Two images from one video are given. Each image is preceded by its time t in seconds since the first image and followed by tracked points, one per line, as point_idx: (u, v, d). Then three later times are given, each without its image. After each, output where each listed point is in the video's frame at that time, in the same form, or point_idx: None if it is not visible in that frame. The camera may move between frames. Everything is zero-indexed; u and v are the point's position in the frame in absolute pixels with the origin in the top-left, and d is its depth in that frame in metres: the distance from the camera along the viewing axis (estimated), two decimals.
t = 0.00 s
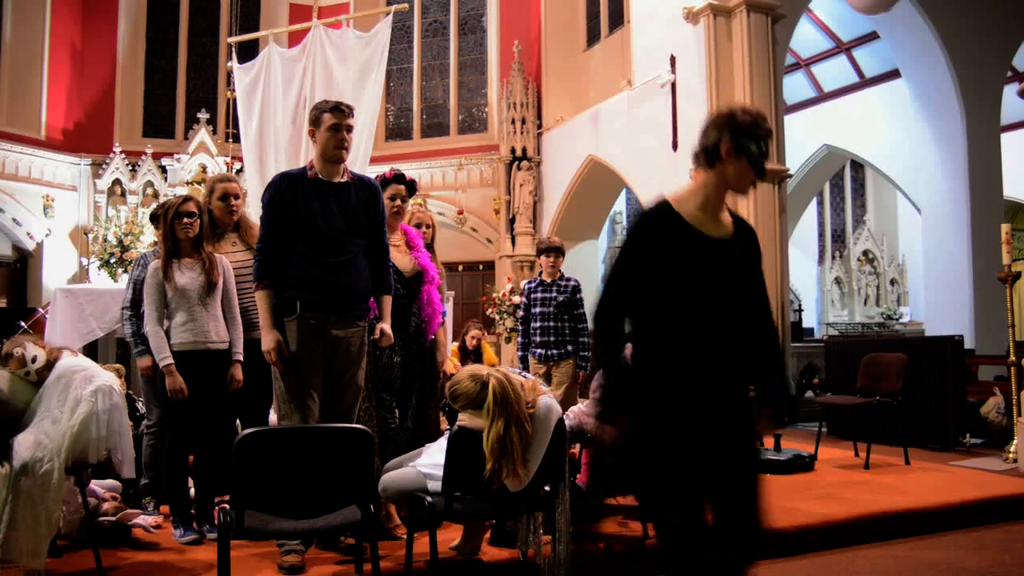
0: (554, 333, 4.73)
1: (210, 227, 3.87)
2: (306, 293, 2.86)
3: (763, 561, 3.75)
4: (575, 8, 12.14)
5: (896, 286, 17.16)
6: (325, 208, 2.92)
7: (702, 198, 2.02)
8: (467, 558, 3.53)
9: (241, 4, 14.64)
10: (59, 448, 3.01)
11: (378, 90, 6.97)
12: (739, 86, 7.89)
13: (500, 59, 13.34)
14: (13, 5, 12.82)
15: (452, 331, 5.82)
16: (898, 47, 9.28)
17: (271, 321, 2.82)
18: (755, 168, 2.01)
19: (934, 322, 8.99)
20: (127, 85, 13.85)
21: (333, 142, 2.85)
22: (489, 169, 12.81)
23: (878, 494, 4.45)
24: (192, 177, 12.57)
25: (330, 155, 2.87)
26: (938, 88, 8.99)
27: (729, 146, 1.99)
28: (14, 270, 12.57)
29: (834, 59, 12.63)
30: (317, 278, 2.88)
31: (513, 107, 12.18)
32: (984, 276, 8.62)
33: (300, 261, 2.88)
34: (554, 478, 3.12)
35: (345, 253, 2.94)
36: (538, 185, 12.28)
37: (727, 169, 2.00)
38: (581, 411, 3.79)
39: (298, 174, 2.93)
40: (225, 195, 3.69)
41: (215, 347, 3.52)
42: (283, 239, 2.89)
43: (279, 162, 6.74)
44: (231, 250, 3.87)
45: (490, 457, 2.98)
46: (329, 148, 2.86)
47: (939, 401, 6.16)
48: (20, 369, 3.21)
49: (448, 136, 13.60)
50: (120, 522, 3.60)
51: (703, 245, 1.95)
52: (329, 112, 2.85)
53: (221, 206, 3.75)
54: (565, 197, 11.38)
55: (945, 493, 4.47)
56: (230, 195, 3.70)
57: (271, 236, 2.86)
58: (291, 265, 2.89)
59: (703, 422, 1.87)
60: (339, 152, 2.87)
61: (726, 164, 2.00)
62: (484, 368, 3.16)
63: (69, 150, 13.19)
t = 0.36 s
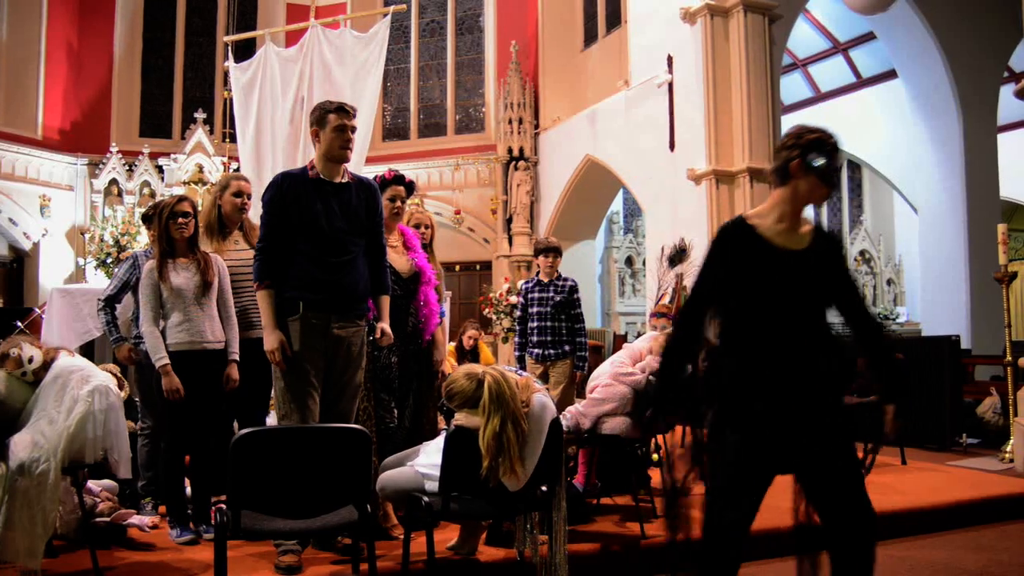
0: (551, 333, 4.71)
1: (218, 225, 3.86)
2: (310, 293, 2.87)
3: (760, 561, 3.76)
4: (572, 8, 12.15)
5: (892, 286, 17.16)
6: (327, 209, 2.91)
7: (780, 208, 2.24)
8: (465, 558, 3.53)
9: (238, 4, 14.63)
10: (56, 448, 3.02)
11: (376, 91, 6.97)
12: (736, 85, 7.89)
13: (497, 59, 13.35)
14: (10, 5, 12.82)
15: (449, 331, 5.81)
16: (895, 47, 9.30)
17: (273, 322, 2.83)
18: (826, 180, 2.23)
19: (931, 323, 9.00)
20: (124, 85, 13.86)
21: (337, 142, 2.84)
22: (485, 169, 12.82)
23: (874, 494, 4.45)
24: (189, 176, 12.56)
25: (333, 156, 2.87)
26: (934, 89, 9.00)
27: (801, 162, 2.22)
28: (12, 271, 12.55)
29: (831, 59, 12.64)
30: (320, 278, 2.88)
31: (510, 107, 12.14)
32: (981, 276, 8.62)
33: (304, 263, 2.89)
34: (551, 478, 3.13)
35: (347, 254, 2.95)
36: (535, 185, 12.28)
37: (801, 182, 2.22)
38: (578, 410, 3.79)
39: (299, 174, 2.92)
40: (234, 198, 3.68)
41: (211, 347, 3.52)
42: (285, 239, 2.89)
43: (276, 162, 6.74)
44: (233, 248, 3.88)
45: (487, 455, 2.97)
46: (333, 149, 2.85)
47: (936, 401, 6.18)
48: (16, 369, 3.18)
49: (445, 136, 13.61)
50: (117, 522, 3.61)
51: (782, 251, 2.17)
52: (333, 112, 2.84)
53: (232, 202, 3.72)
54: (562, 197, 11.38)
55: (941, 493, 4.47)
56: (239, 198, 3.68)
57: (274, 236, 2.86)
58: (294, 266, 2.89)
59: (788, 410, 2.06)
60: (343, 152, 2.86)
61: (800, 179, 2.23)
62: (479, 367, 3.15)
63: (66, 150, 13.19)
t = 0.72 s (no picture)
0: (544, 333, 4.71)
1: (221, 225, 3.85)
2: (309, 295, 2.87)
3: (750, 560, 3.78)
4: (565, 8, 12.16)
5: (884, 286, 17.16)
6: (327, 209, 2.92)
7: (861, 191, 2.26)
8: (458, 558, 3.54)
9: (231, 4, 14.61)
10: (47, 448, 3.00)
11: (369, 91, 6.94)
12: (729, 86, 7.90)
13: (491, 59, 13.35)
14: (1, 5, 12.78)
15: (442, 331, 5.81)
16: (887, 47, 9.31)
17: (275, 324, 2.83)
18: (909, 165, 2.23)
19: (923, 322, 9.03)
20: (116, 84, 13.83)
21: (339, 144, 2.85)
22: (478, 169, 12.82)
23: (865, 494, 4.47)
24: (181, 176, 12.53)
25: (333, 158, 2.88)
26: (926, 89, 9.02)
27: (885, 146, 2.22)
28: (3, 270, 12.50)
29: (824, 59, 12.67)
30: (318, 280, 2.88)
31: (504, 107, 12.12)
32: (973, 276, 8.64)
33: (306, 264, 2.89)
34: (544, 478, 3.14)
35: (346, 255, 2.96)
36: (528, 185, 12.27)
37: (887, 166, 2.22)
38: (571, 411, 3.80)
39: (298, 174, 2.91)
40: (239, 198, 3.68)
41: (202, 347, 3.51)
42: (284, 239, 2.88)
43: (269, 163, 6.74)
44: (234, 247, 3.87)
45: (480, 452, 2.98)
46: (335, 150, 2.86)
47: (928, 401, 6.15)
48: (8, 369, 3.18)
49: (439, 136, 13.60)
50: (109, 522, 3.60)
51: (870, 233, 2.19)
52: (332, 114, 2.84)
53: (236, 200, 3.71)
54: (555, 197, 11.38)
55: (932, 492, 4.49)
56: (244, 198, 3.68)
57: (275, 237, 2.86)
58: (295, 266, 2.89)
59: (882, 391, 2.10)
60: (343, 154, 2.87)
61: (882, 163, 2.23)
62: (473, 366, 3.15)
63: (58, 149, 13.14)
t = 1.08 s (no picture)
0: (533, 333, 4.71)
1: (213, 225, 3.82)
2: (301, 295, 2.87)
3: (738, 560, 3.79)
4: (554, 8, 12.16)
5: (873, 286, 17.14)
6: (319, 210, 2.91)
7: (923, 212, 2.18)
8: (448, 558, 3.54)
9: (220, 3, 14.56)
10: (33, 449, 2.99)
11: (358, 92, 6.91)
12: (718, 85, 7.91)
13: (480, 59, 13.34)
14: None
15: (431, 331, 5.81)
16: (876, 48, 9.33)
17: (270, 320, 2.79)
18: (969, 191, 2.20)
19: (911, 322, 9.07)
20: (104, 84, 13.79)
21: (334, 145, 2.84)
22: (468, 169, 12.80)
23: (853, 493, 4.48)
24: (170, 175, 12.48)
25: (326, 160, 2.86)
26: (914, 90, 9.04)
27: (947, 173, 2.18)
28: None
29: (813, 60, 12.68)
30: (311, 280, 2.89)
31: (493, 107, 12.12)
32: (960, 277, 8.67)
33: (299, 264, 2.88)
34: (533, 478, 3.14)
35: (338, 256, 2.95)
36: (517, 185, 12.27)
37: (948, 191, 2.18)
38: (560, 410, 3.80)
39: (289, 174, 2.90)
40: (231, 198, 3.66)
41: (189, 346, 3.50)
42: (275, 239, 2.87)
43: (258, 164, 6.71)
44: (227, 248, 3.86)
45: (467, 452, 2.98)
46: (330, 152, 2.85)
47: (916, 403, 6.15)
48: None
49: (428, 136, 13.58)
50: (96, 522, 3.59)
51: (936, 255, 2.07)
52: (326, 116, 2.83)
53: (228, 201, 3.69)
54: (544, 196, 11.38)
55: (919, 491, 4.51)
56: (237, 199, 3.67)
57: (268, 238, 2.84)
58: (287, 267, 2.87)
59: (956, 423, 1.99)
60: (336, 156, 2.86)
61: (945, 186, 2.18)
62: (462, 366, 3.15)
63: (45, 148, 13.08)
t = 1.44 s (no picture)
0: (517, 332, 4.70)
1: (194, 225, 3.78)
2: (282, 298, 2.86)
3: (720, 560, 3.80)
4: (539, 8, 12.19)
5: (855, 286, 17.15)
6: (302, 213, 2.90)
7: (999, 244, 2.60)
8: (431, 557, 3.53)
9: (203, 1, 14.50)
10: (13, 450, 2.97)
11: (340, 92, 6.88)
12: (702, 85, 7.94)
13: (464, 59, 13.33)
14: None
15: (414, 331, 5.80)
16: (859, 48, 9.39)
17: (254, 322, 2.78)
18: None
19: (894, 321, 9.12)
20: (86, 82, 13.73)
21: (320, 148, 2.82)
22: (451, 169, 12.78)
23: (835, 492, 4.50)
24: (153, 174, 12.41)
25: (312, 163, 2.84)
26: (897, 91, 9.09)
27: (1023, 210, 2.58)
28: None
29: (796, 61, 12.73)
30: (292, 282, 2.87)
31: (477, 106, 12.09)
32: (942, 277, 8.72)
33: (282, 266, 2.87)
34: (517, 476, 3.14)
35: (321, 259, 2.94)
36: (501, 184, 12.28)
37: None
38: (543, 411, 3.80)
39: (273, 177, 2.88)
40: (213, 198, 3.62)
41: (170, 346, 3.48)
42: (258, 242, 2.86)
43: (239, 164, 6.68)
44: (208, 248, 3.84)
45: (450, 453, 2.98)
46: (316, 155, 2.83)
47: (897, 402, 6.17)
48: None
49: (412, 135, 13.55)
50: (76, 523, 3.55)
51: None
52: (313, 117, 2.81)
53: (208, 201, 3.66)
54: (528, 196, 11.37)
55: (900, 490, 4.53)
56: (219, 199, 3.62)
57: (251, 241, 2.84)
58: (268, 270, 2.86)
59: None
60: (322, 158, 2.84)
61: None
62: (446, 366, 3.14)
63: (25, 146, 12.98)
